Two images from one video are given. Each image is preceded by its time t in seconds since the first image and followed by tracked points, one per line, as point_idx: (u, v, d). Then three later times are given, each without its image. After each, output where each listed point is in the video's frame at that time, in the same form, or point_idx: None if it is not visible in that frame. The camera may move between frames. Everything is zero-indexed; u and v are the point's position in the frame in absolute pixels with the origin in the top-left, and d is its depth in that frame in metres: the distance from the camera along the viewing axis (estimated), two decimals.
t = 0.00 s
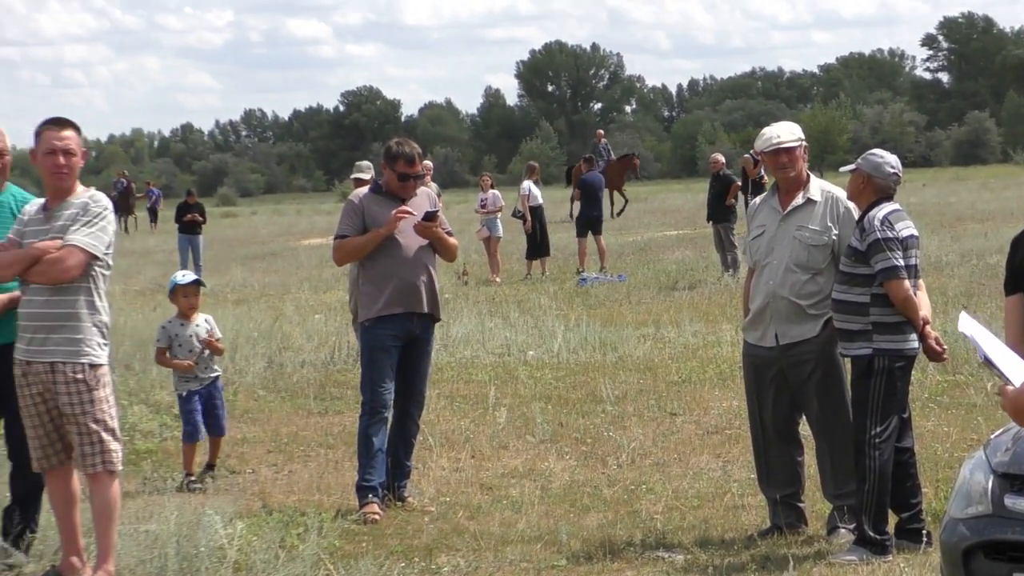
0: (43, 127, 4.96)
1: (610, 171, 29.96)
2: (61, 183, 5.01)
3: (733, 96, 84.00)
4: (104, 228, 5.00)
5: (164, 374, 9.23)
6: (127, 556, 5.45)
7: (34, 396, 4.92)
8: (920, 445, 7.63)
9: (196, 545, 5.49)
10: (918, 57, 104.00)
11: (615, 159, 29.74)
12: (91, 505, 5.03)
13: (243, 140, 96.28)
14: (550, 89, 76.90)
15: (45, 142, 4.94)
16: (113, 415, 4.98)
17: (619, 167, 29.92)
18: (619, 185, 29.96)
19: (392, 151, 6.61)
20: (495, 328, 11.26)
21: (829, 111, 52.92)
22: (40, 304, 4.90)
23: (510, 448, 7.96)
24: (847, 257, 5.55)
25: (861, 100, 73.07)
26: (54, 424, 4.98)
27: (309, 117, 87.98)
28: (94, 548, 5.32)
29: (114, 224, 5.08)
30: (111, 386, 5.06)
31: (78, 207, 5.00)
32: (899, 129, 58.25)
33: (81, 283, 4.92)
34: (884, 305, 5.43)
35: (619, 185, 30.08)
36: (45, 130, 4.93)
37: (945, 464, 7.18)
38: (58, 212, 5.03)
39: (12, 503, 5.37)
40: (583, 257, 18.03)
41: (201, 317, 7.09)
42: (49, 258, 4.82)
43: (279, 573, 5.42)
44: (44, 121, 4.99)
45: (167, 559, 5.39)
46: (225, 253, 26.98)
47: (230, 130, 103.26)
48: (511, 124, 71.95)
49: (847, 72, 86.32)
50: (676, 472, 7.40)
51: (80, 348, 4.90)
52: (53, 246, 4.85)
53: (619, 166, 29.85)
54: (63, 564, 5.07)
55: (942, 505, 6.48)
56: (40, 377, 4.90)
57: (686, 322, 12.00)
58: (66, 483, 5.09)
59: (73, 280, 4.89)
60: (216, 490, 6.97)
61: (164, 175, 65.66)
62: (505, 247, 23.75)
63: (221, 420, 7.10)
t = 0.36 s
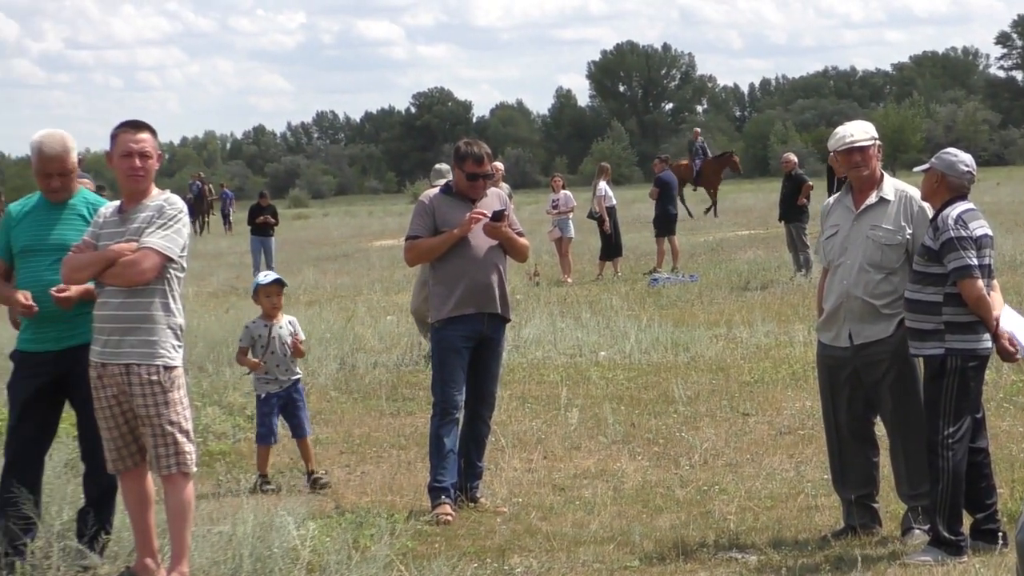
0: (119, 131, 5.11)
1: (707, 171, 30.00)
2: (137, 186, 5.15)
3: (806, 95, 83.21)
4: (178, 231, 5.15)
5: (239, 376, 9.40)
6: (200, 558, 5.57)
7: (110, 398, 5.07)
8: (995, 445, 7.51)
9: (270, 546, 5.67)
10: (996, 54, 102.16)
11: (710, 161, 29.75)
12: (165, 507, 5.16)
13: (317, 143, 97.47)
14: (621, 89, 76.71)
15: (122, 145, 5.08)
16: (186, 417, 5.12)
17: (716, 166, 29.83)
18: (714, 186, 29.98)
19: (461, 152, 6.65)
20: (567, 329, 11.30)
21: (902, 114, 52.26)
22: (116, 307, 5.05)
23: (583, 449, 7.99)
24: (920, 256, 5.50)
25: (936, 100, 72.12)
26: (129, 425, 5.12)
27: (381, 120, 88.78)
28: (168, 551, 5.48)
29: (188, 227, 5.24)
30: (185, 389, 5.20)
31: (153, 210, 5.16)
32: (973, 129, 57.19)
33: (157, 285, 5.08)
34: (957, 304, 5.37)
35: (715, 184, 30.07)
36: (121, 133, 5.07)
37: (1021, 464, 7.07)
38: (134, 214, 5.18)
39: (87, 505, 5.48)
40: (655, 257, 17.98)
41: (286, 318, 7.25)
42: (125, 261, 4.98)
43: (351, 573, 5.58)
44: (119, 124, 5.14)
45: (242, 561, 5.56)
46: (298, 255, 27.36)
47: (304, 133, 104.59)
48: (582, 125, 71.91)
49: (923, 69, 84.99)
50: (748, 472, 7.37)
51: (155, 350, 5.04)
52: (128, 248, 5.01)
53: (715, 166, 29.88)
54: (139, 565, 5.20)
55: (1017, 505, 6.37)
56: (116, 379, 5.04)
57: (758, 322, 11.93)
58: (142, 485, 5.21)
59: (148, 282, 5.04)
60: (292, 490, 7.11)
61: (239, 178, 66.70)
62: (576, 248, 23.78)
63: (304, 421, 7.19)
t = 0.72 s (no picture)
0: (186, 130, 5.19)
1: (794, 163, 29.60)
2: (204, 185, 5.27)
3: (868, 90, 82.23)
4: (244, 231, 5.27)
5: (300, 374, 9.51)
6: (260, 556, 5.75)
7: (173, 395, 5.20)
8: None
9: (330, 545, 5.91)
10: None
11: (795, 153, 29.35)
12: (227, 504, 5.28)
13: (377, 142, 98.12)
14: (681, 86, 76.30)
15: (189, 144, 5.17)
16: (248, 415, 5.24)
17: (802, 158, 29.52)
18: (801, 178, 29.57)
19: (521, 149, 6.69)
20: (626, 327, 11.28)
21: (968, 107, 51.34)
22: (180, 305, 5.17)
23: (643, 447, 7.98)
24: (981, 252, 5.46)
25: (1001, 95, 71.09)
26: (191, 422, 5.26)
27: (441, 118, 89.13)
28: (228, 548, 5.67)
29: (252, 226, 5.36)
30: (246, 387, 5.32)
31: (220, 210, 5.28)
32: None
33: (221, 284, 5.20)
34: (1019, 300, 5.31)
35: (802, 176, 29.66)
36: (187, 132, 5.16)
37: None
38: (200, 214, 5.30)
39: (148, 504, 5.70)
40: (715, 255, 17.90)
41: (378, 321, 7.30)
42: (190, 260, 5.10)
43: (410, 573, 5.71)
44: (185, 123, 5.23)
45: (303, 559, 5.77)
46: (358, 253, 27.57)
47: (364, 132, 105.34)
48: (642, 122, 71.66)
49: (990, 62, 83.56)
50: (810, 471, 7.32)
51: (217, 348, 5.16)
52: (194, 247, 5.13)
53: (803, 157, 29.41)
54: (200, 563, 5.34)
55: None
56: (179, 377, 5.17)
57: (819, 319, 11.84)
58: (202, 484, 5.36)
59: (214, 282, 5.16)
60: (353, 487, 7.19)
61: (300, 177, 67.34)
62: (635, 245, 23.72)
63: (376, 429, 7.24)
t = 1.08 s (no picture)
0: (231, 129, 5.26)
1: (860, 162, 29.32)
2: (248, 184, 5.35)
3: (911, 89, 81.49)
4: (287, 230, 5.35)
5: (339, 372, 9.59)
6: (300, 555, 5.93)
7: (216, 393, 5.29)
8: None
9: (369, 543, 6.05)
10: None
11: (862, 151, 28.96)
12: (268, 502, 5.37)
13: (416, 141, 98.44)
14: (722, 86, 75.96)
15: (235, 144, 5.24)
16: (289, 414, 5.33)
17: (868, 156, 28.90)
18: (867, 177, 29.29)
19: (562, 148, 6.71)
20: (666, 326, 11.28)
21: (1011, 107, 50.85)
22: (223, 304, 5.24)
23: (681, 447, 7.98)
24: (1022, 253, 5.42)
25: None
26: (232, 421, 5.36)
27: (480, 117, 89.27)
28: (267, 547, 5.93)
29: (295, 226, 5.44)
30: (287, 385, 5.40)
31: (264, 209, 5.36)
32: None
33: (265, 284, 5.27)
34: None
35: (867, 176, 29.42)
36: (233, 130, 5.23)
37: None
38: (244, 213, 5.38)
39: (188, 502, 5.85)
40: (755, 254, 17.83)
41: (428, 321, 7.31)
42: (235, 259, 5.17)
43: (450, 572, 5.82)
44: (230, 123, 5.30)
45: (341, 557, 5.91)
46: (396, 252, 27.68)
47: (404, 131, 105.71)
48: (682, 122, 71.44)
49: None
50: (849, 470, 7.30)
51: (260, 347, 5.23)
52: (238, 247, 5.21)
53: (869, 156, 29.17)
54: (239, 561, 5.50)
55: None
56: (221, 375, 5.25)
57: (859, 319, 11.77)
58: (242, 483, 5.48)
59: (257, 281, 5.23)
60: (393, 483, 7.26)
61: (340, 176, 67.67)
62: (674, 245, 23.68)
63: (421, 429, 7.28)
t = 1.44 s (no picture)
0: (272, 127, 5.35)
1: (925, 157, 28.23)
2: (289, 182, 5.45)
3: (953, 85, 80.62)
4: (328, 229, 5.45)
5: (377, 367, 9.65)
6: (340, 551, 6.08)
7: (257, 389, 5.38)
8: None
9: (408, 540, 6.18)
10: None
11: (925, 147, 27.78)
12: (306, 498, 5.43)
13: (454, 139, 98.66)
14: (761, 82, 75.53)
15: (276, 142, 5.33)
16: (327, 411, 5.41)
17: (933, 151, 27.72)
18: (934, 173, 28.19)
19: (599, 146, 6.74)
20: (705, 324, 11.26)
21: None
22: (264, 301, 5.31)
23: (720, 444, 7.98)
24: None
25: None
26: (271, 416, 5.45)
27: (518, 115, 89.32)
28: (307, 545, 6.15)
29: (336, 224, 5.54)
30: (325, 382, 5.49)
31: (305, 207, 5.46)
32: None
33: (306, 281, 5.36)
34: None
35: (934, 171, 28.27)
36: (273, 128, 5.32)
37: None
38: (285, 210, 5.49)
39: (228, 500, 6.05)
40: (793, 252, 17.75)
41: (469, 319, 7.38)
42: (277, 256, 5.26)
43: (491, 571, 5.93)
44: (271, 120, 5.39)
45: (380, 555, 6.06)
46: (434, 250, 27.77)
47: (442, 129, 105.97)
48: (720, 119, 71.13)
49: None
50: (889, 468, 7.27)
51: (301, 344, 5.31)
52: (280, 244, 5.32)
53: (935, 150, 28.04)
54: (279, 556, 5.55)
55: None
56: (262, 371, 5.33)
57: (899, 317, 11.69)
58: (281, 480, 5.54)
59: (298, 279, 5.32)
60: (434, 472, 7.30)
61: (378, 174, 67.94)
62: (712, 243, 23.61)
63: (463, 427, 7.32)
